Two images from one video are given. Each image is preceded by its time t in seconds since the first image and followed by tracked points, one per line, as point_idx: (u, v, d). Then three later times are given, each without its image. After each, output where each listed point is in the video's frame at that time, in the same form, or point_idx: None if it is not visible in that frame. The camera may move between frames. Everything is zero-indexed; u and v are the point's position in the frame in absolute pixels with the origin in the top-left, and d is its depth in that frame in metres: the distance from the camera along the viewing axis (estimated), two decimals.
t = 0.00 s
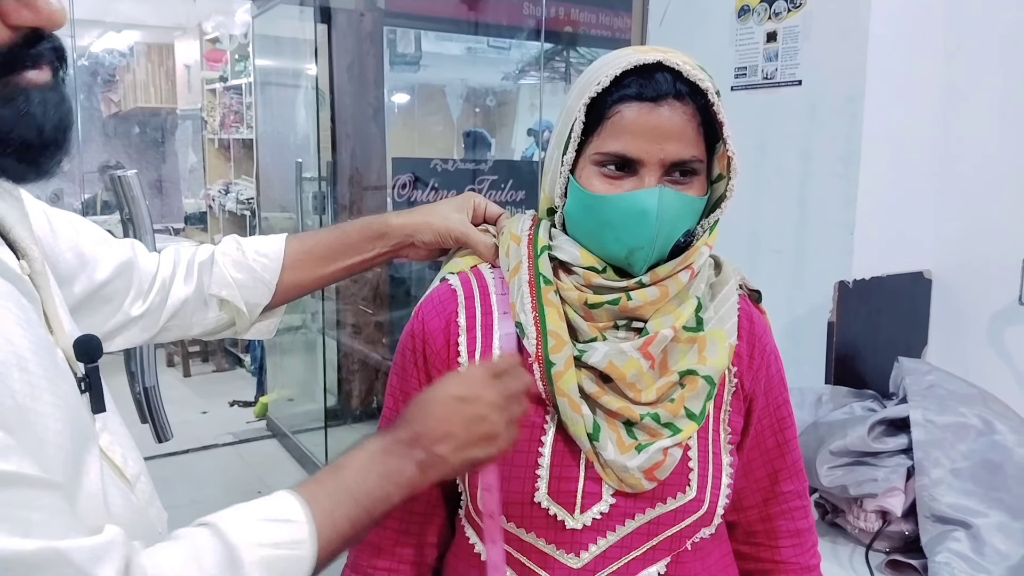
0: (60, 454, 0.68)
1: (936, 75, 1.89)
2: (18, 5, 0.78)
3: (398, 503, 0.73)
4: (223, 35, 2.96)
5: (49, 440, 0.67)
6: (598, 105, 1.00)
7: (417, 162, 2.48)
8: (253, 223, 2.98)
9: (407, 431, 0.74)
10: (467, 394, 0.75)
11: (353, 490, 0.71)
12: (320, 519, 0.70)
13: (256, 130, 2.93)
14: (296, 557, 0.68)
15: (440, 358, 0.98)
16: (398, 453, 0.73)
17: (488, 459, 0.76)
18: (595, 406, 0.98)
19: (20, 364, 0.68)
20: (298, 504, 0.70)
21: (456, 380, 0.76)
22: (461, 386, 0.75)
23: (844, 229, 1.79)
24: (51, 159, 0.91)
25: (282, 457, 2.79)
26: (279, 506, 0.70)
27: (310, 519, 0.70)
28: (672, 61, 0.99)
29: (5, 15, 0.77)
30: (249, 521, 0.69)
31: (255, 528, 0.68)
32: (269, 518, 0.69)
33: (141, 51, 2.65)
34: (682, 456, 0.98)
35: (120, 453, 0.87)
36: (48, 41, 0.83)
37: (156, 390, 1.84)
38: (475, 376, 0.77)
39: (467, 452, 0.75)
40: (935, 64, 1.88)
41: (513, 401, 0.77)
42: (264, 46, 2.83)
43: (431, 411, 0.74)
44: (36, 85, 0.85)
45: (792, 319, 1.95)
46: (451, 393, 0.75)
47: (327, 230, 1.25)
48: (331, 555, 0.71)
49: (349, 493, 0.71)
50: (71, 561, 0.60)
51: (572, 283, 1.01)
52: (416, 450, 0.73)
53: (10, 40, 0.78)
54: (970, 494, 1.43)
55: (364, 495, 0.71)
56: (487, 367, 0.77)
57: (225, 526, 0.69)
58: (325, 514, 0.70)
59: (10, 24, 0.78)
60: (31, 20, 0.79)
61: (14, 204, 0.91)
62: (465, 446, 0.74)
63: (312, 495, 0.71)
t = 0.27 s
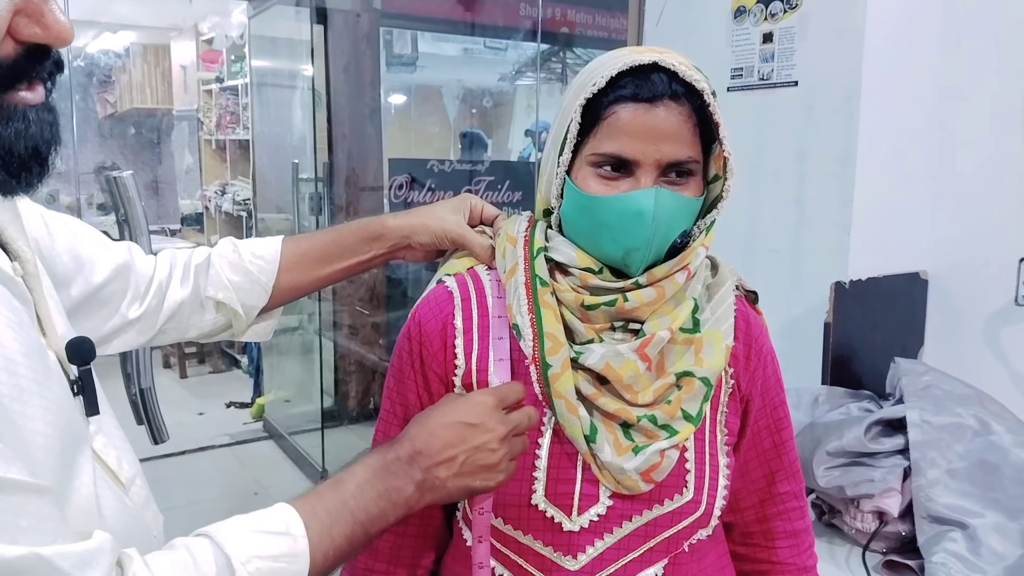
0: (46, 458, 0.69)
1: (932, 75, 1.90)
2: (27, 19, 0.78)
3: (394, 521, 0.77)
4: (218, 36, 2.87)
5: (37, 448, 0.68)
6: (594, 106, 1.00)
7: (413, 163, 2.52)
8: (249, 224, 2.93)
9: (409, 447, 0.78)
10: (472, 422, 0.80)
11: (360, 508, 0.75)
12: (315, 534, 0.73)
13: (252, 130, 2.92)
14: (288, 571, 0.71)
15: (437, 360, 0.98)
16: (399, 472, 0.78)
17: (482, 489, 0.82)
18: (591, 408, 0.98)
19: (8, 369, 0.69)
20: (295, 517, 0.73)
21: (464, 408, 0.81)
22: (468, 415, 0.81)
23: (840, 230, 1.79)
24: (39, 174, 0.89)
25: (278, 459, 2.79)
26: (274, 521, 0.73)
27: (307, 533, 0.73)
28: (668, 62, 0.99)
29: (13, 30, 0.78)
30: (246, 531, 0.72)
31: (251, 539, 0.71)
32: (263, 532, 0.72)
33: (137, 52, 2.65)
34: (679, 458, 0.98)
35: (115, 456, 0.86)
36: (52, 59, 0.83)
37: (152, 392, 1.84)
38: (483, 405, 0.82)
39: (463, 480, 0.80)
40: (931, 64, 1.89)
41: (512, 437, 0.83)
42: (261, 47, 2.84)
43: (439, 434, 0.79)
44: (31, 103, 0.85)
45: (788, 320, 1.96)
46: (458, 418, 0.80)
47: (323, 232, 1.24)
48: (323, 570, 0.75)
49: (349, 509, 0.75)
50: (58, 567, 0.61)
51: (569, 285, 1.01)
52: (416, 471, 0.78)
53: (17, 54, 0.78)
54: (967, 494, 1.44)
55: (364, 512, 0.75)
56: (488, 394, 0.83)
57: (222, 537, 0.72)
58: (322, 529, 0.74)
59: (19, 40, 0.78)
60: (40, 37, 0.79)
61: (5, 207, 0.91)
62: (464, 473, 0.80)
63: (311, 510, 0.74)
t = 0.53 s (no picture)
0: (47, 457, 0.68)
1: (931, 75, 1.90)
2: (18, 17, 0.78)
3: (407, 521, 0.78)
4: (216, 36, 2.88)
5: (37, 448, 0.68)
6: (591, 105, 1.00)
7: (411, 163, 2.52)
8: (248, 224, 2.94)
9: (430, 449, 0.78)
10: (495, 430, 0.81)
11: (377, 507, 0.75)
12: (334, 526, 0.73)
13: (252, 130, 2.90)
14: (306, 564, 0.71)
15: (435, 361, 0.98)
16: (418, 473, 0.78)
17: (497, 496, 0.82)
18: (590, 408, 0.97)
19: (8, 367, 0.68)
20: (315, 510, 0.73)
21: (486, 414, 0.82)
22: (491, 421, 0.81)
23: (838, 229, 1.79)
24: (38, 168, 0.89)
25: (276, 459, 2.79)
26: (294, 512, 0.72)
27: (326, 526, 0.73)
28: (664, 61, 0.99)
29: (5, 27, 0.77)
30: (265, 522, 0.71)
31: (270, 529, 0.71)
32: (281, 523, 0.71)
33: (135, 52, 2.64)
34: (678, 458, 0.98)
35: (112, 458, 0.86)
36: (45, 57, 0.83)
37: (150, 392, 1.83)
38: (504, 413, 0.83)
39: (479, 485, 0.81)
40: (929, 63, 1.89)
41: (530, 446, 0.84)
42: (258, 46, 2.82)
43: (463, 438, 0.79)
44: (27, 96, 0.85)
45: (786, 320, 1.96)
46: (481, 424, 0.81)
47: (321, 233, 1.24)
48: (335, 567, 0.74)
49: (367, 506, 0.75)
50: (71, 549, 0.60)
51: (566, 285, 1.01)
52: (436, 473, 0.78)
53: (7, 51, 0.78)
54: (966, 494, 1.44)
55: (382, 511, 0.75)
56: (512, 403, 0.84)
57: (242, 525, 0.71)
58: (340, 524, 0.73)
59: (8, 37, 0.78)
60: (31, 36, 0.79)
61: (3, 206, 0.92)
62: (481, 478, 0.80)
63: (330, 504, 0.74)
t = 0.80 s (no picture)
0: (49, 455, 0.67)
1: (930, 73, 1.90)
2: None
3: (413, 514, 0.77)
4: (216, 34, 2.85)
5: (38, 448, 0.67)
6: (589, 104, 1.00)
7: (411, 162, 2.53)
8: (247, 222, 2.96)
9: (432, 442, 0.79)
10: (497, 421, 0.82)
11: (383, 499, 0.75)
12: (337, 516, 0.73)
13: (251, 130, 2.94)
14: (310, 553, 0.71)
15: (435, 360, 0.98)
16: (423, 465, 0.78)
17: (501, 490, 0.81)
18: (589, 407, 0.97)
19: (8, 365, 0.67)
20: (320, 500, 0.73)
21: (489, 407, 0.83)
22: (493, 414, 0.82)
23: (838, 228, 1.79)
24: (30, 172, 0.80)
25: (276, 458, 2.79)
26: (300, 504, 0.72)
27: (329, 516, 0.73)
28: (662, 59, 0.99)
29: None
30: (270, 514, 0.71)
31: (274, 518, 0.71)
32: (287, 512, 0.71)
33: (133, 50, 2.62)
34: (677, 457, 0.98)
35: (113, 457, 0.86)
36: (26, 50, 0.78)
37: (149, 391, 1.83)
38: (506, 406, 0.84)
39: (484, 477, 0.80)
40: (928, 61, 1.89)
41: (533, 441, 0.85)
42: (258, 45, 2.84)
43: (465, 427, 0.80)
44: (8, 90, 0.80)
45: (786, 319, 1.96)
46: (483, 416, 0.82)
47: (320, 232, 1.24)
48: (341, 559, 0.74)
49: (371, 497, 0.75)
50: (72, 538, 0.60)
51: (565, 284, 1.01)
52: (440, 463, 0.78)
53: None
54: (965, 493, 1.44)
55: (386, 502, 0.75)
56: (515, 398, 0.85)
57: (246, 516, 0.71)
58: (344, 515, 0.73)
59: None
60: None
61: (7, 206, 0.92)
62: (485, 469, 0.80)
63: (332, 494, 0.74)
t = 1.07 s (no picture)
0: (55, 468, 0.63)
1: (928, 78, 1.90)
2: None
3: (396, 524, 0.73)
4: (216, 39, 2.95)
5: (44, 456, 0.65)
6: (589, 109, 1.00)
7: (410, 166, 2.54)
8: (246, 226, 2.96)
9: (410, 451, 0.75)
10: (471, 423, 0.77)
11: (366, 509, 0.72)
12: (321, 529, 0.70)
13: (250, 133, 2.93)
14: (296, 566, 0.68)
15: (436, 364, 0.98)
16: (401, 474, 0.74)
17: (485, 491, 0.77)
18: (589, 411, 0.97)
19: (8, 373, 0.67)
20: (302, 513, 0.70)
21: (462, 408, 0.78)
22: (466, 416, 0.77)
23: (836, 233, 1.79)
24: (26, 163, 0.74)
25: (274, 461, 2.79)
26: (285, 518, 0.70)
27: (312, 529, 0.70)
28: (661, 65, 1.00)
29: None
30: (257, 528, 0.68)
31: (261, 532, 0.68)
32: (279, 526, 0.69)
33: (133, 54, 2.78)
34: (677, 460, 0.98)
35: (119, 463, 0.86)
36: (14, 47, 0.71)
37: (148, 395, 1.83)
38: (481, 405, 0.79)
39: (466, 480, 0.76)
40: (926, 66, 1.89)
41: (510, 438, 0.79)
42: (258, 49, 2.81)
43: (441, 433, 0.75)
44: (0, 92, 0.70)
45: (784, 322, 1.96)
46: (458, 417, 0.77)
47: (320, 237, 1.24)
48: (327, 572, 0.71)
49: (350, 509, 0.71)
50: (64, 555, 0.59)
51: (565, 288, 1.01)
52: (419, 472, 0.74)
53: None
54: (964, 497, 1.44)
55: (366, 512, 0.72)
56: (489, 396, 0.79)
57: (230, 531, 0.68)
58: (326, 528, 0.70)
59: None
60: None
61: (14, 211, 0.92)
62: (466, 472, 0.76)
63: (316, 508, 0.71)
